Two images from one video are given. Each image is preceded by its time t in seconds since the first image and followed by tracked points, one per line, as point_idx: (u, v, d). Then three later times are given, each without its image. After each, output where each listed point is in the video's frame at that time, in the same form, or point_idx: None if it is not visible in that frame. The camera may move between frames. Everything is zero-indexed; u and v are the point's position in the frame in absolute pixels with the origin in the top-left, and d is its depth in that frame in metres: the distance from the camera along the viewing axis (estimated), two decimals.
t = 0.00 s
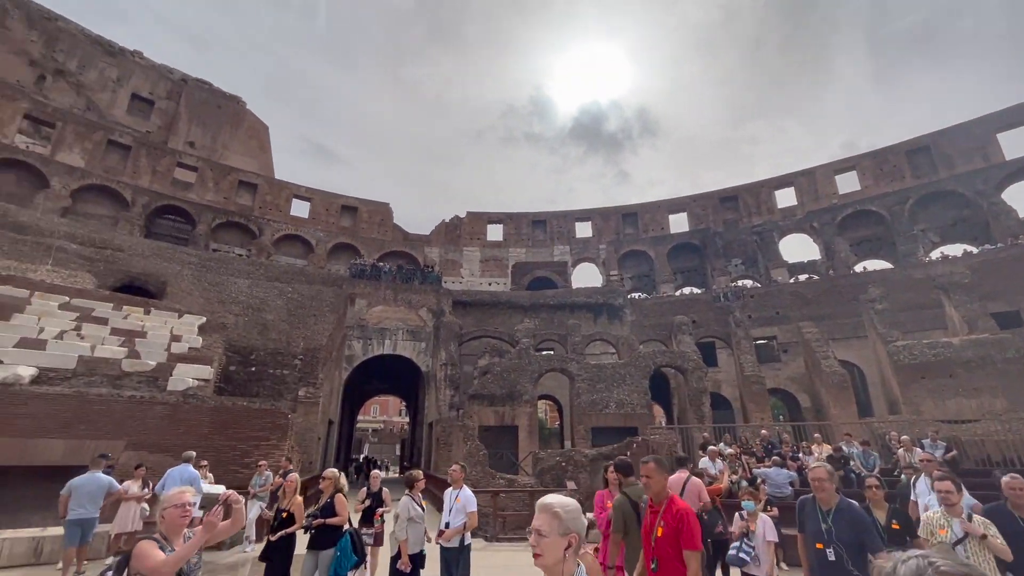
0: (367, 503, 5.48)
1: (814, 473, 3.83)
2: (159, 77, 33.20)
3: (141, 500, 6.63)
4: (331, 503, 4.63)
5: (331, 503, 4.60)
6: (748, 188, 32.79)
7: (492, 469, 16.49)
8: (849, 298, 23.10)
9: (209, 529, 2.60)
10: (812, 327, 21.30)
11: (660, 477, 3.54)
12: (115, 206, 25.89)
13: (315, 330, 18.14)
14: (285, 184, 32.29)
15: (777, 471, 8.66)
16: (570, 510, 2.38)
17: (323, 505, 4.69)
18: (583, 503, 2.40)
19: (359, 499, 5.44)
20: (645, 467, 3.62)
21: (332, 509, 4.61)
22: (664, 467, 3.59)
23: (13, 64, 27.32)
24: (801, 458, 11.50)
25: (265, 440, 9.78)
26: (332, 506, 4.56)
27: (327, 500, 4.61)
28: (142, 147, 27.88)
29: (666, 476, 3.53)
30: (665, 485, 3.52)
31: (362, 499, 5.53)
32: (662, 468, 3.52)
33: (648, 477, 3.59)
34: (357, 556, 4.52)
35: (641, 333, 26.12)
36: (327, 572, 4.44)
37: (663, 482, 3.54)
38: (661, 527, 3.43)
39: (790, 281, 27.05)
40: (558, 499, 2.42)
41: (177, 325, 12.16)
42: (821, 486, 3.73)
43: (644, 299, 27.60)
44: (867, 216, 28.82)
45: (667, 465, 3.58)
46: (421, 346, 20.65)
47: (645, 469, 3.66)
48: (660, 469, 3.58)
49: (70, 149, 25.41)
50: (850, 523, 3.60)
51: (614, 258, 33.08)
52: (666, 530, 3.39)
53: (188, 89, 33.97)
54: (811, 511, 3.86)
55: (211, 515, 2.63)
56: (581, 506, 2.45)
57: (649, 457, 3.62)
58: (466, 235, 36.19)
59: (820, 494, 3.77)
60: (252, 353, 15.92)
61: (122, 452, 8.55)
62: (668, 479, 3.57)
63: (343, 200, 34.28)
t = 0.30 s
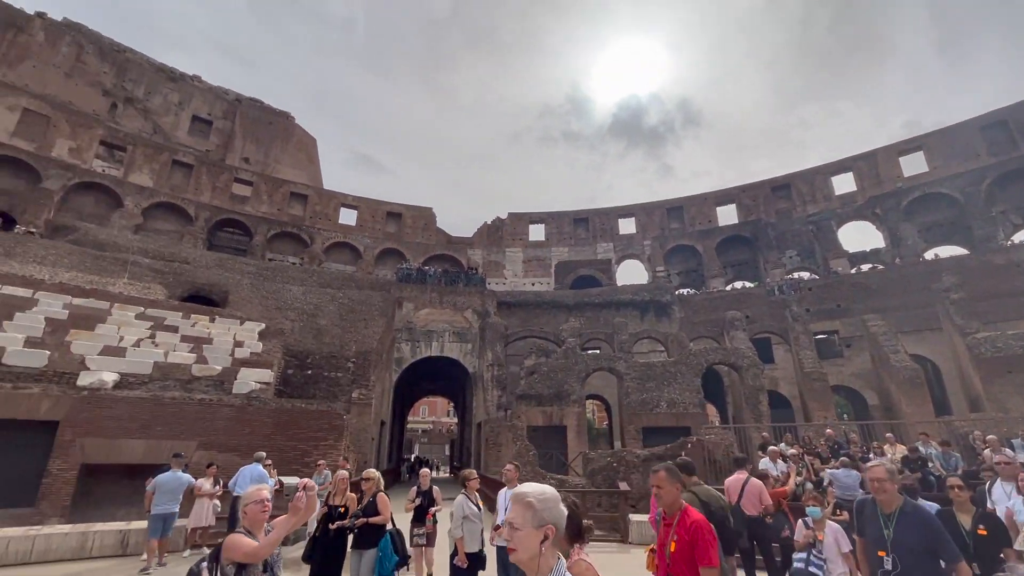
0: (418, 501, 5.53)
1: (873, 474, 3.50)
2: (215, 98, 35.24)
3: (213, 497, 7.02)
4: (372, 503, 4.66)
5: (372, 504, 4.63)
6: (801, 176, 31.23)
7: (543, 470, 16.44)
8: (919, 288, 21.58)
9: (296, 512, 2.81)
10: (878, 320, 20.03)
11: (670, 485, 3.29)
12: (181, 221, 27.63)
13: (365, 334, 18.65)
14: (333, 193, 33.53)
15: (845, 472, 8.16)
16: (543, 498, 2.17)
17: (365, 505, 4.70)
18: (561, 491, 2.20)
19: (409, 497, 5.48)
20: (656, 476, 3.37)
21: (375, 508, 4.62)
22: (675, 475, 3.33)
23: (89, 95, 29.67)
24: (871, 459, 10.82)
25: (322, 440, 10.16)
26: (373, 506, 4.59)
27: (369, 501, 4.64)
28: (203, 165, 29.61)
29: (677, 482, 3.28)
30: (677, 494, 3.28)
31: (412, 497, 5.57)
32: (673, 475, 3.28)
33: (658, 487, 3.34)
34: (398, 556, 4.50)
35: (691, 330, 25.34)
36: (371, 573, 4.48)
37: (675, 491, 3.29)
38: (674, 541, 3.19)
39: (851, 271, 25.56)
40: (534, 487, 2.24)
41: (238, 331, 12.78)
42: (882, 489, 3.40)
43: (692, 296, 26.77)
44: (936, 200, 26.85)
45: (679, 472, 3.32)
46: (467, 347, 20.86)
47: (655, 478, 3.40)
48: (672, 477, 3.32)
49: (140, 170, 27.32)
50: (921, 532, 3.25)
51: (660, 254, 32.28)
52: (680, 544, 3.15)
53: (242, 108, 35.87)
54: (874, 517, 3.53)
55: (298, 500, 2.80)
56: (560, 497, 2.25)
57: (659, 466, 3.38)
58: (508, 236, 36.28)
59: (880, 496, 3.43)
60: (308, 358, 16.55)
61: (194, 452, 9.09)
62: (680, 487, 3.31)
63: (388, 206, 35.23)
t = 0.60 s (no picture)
0: (469, 503, 5.52)
1: (948, 481, 3.22)
2: (267, 115, 36.98)
3: (277, 494, 7.33)
4: (418, 503, 4.69)
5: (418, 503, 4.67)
6: (861, 160, 29.43)
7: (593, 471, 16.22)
8: (1000, 275, 19.86)
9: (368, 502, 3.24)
10: (954, 311, 18.58)
11: (682, 482, 3.15)
12: (239, 233, 29.15)
13: (413, 336, 18.97)
14: (379, 201, 34.54)
15: (922, 475, 7.60)
16: (519, 515, 2.11)
17: (411, 505, 4.72)
18: (538, 508, 2.13)
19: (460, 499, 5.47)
20: (665, 472, 3.17)
21: (419, 508, 4.64)
22: (686, 472, 3.18)
23: (155, 118, 31.78)
24: (952, 461, 10.02)
25: (377, 441, 10.45)
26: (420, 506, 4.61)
27: (414, 501, 4.65)
28: (258, 179, 31.14)
29: (688, 479, 3.15)
30: (687, 492, 3.14)
31: (462, 499, 5.55)
32: (686, 472, 3.12)
33: (669, 483, 3.18)
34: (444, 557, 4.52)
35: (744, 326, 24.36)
36: (415, 572, 4.52)
37: (685, 488, 3.15)
38: (687, 542, 3.04)
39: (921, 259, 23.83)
40: (510, 501, 2.15)
41: (295, 336, 13.26)
42: (959, 498, 3.12)
43: (744, 291, 25.70)
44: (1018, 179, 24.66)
45: (690, 469, 3.16)
46: (513, 348, 20.92)
47: (665, 473, 3.23)
48: (681, 474, 3.16)
49: (203, 186, 29.04)
50: (1002, 547, 2.97)
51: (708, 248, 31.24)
52: (694, 545, 3.00)
53: (292, 123, 37.52)
54: (947, 530, 3.26)
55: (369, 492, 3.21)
56: (537, 509, 2.18)
57: (669, 462, 3.17)
58: (550, 235, 36.09)
59: (957, 507, 3.15)
60: (360, 360, 16.74)
61: (259, 451, 9.55)
62: (691, 485, 3.17)
63: (432, 211, 35.89)
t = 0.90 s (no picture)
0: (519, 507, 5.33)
1: None
2: (317, 128, 38.56)
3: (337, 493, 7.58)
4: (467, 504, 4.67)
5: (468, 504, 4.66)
6: (930, 140, 27.37)
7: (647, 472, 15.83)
8: None
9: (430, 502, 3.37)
10: None
11: (695, 491, 3.02)
12: (294, 242, 30.48)
13: (461, 338, 19.05)
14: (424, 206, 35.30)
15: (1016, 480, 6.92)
16: (456, 512, 2.07)
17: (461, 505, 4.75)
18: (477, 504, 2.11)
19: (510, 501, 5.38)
20: (678, 480, 3.09)
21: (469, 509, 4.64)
22: (700, 482, 3.06)
23: (216, 138, 33.78)
24: None
25: (430, 442, 10.63)
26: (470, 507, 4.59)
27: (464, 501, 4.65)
28: (310, 190, 32.49)
29: (702, 489, 3.02)
30: (701, 503, 3.00)
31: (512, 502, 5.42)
32: (699, 480, 3.02)
33: (681, 492, 3.07)
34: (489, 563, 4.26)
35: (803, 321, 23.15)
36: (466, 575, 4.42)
37: (699, 498, 3.02)
38: (698, 558, 2.89)
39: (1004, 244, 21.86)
40: (448, 499, 2.12)
41: (349, 340, 13.68)
42: None
43: (801, 284, 24.41)
44: None
45: (705, 479, 3.05)
46: (560, 348, 20.80)
47: (678, 483, 3.13)
48: (696, 483, 3.06)
49: (260, 200, 30.58)
50: None
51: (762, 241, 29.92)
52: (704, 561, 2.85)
53: (340, 135, 38.96)
54: None
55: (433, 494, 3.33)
56: (479, 507, 2.13)
57: (682, 469, 3.10)
58: (594, 233, 35.63)
59: None
60: (411, 363, 17.00)
61: (319, 451, 9.93)
62: (705, 496, 3.04)
63: (475, 214, 36.31)
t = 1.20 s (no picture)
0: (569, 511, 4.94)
1: None
2: (364, 139, 39.87)
3: (394, 492, 7.76)
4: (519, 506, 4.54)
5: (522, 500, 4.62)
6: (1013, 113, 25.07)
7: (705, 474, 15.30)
8: None
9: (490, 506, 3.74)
10: None
11: (714, 483, 2.89)
12: (346, 250, 31.59)
13: (509, 339, 18.91)
14: (469, 210, 35.77)
15: None
16: (387, 513, 2.11)
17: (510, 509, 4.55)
18: (406, 503, 2.13)
19: (560, 505, 5.03)
20: (695, 470, 2.96)
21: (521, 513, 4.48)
22: (721, 475, 2.91)
23: (272, 154, 35.61)
24: None
25: (481, 443, 10.72)
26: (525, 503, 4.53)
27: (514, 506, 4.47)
28: (360, 200, 33.61)
29: (723, 482, 2.88)
30: (720, 495, 2.87)
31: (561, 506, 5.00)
32: (716, 472, 2.87)
33: (699, 482, 2.94)
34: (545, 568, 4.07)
35: (872, 314, 21.70)
36: None
37: (717, 491, 2.88)
38: (709, 551, 2.75)
39: None
40: (382, 501, 2.15)
41: (401, 344, 14.02)
42: None
43: (867, 275, 22.90)
44: None
45: (726, 472, 2.90)
46: (610, 348, 20.48)
47: (696, 474, 3.00)
48: (716, 475, 2.91)
49: (313, 211, 31.93)
50: None
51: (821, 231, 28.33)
52: (715, 555, 2.69)
53: (386, 145, 40.14)
54: None
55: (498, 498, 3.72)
56: (414, 509, 2.16)
57: (701, 459, 2.97)
58: (641, 230, 34.86)
59: None
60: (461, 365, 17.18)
61: (376, 452, 10.24)
62: (725, 489, 2.88)
63: (519, 215, 36.43)
